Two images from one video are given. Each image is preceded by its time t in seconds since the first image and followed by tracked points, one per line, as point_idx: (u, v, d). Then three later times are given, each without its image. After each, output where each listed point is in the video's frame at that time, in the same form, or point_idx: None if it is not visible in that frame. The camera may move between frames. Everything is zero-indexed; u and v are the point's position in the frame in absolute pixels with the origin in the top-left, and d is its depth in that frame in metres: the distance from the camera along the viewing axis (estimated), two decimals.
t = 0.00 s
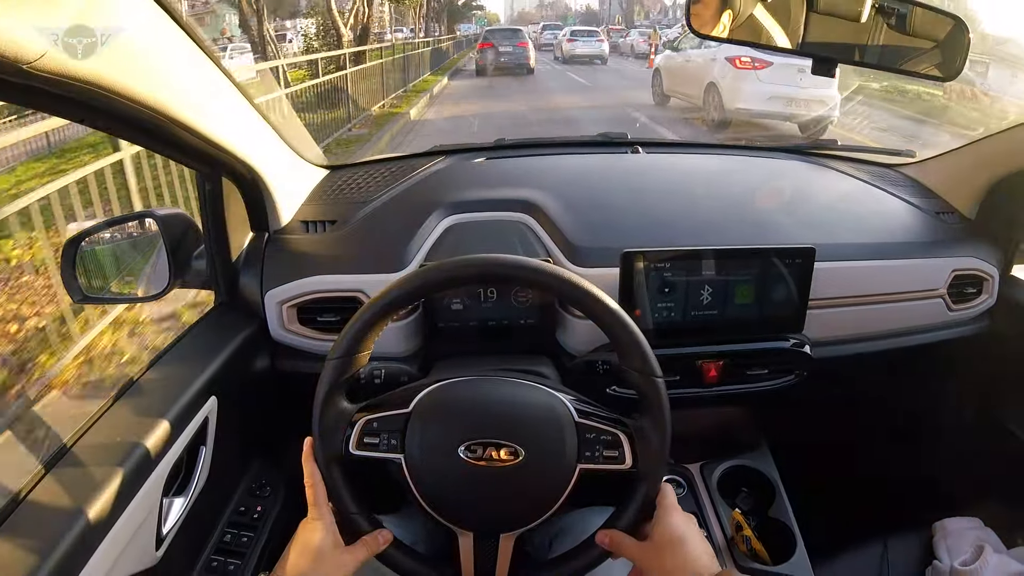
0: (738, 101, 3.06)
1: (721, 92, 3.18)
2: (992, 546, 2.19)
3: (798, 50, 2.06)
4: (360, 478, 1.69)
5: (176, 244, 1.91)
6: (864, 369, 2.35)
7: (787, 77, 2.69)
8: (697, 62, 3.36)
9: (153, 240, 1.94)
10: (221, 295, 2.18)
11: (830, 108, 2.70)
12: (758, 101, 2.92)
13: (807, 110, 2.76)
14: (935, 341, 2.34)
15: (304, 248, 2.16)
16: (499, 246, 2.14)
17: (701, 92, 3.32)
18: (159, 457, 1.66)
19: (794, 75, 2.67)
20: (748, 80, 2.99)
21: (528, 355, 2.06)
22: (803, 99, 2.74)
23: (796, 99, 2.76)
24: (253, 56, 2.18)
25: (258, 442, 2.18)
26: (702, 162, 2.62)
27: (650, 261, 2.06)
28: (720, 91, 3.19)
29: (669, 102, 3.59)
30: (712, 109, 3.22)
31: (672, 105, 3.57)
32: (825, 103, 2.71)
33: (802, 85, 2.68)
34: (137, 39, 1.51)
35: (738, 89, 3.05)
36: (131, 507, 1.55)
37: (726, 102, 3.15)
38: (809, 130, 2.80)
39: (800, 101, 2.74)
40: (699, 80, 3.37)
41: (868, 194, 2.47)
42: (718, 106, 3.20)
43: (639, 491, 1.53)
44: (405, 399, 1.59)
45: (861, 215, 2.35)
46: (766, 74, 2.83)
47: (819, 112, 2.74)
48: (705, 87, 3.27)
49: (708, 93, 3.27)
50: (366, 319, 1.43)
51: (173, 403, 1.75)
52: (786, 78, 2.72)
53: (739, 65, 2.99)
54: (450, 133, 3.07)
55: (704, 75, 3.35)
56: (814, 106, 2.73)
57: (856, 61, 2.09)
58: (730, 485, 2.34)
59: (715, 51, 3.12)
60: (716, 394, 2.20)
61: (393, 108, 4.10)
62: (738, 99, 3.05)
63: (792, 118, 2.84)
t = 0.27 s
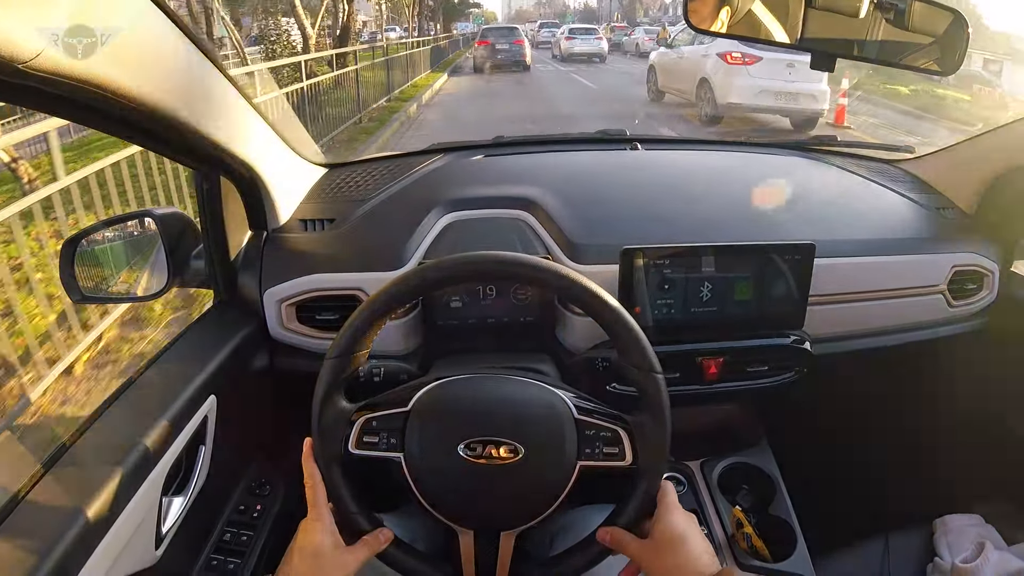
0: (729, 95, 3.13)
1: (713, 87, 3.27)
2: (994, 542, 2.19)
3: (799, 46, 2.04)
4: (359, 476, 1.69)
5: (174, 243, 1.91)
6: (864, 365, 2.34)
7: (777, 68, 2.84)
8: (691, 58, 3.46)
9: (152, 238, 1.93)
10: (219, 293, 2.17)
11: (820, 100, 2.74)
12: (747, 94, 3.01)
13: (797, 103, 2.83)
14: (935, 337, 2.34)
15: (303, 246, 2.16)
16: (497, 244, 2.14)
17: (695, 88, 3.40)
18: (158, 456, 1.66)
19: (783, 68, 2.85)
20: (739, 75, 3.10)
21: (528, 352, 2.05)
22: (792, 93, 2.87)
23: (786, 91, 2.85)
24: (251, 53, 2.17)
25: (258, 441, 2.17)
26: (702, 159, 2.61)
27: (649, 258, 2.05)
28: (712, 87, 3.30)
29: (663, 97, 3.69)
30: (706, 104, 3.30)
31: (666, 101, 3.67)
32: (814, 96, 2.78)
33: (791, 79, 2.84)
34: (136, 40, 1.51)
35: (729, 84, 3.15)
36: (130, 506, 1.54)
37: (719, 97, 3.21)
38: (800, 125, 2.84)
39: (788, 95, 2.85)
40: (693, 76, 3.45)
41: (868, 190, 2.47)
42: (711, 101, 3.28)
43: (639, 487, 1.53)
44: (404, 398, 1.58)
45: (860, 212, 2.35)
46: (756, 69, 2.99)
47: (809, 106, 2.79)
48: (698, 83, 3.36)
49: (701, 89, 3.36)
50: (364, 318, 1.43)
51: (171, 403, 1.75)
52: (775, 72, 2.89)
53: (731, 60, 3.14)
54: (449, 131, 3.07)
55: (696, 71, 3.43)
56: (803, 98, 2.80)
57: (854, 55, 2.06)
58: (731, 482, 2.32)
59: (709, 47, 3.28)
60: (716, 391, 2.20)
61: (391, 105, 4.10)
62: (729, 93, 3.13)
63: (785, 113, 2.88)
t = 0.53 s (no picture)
0: (726, 93, 3.18)
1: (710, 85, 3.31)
2: (992, 542, 2.20)
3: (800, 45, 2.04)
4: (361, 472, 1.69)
5: (175, 238, 1.90)
6: (863, 365, 2.35)
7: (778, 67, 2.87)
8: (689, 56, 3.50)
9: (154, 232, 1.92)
10: (220, 288, 2.17)
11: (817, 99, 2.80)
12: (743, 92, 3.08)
13: (792, 102, 2.88)
14: (935, 337, 2.34)
15: (305, 242, 2.16)
16: (498, 241, 2.14)
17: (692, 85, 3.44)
18: (158, 451, 1.66)
19: (781, 68, 2.89)
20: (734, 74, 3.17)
21: (529, 349, 2.05)
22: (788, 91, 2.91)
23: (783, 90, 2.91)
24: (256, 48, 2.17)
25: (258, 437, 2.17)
26: (703, 157, 2.61)
27: (649, 255, 2.05)
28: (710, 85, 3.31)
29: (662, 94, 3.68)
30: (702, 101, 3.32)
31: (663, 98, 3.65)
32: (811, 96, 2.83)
33: (788, 77, 2.88)
34: (138, 37, 1.50)
35: (725, 82, 3.22)
36: (130, 501, 1.54)
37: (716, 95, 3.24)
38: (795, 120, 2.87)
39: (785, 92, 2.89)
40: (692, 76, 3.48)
41: (869, 190, 2.47)
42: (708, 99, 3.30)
43: (639, 484, 1.53)
44: (404, 394, 1.58)
45: (861, 211, 2.35)
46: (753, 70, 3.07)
47: (806, 105, 2.84)
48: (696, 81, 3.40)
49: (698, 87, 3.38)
50: (365, 314, 1.43)
51: (172, 398, 1.75)
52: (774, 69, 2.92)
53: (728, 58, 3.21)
54: (450, 128, 3.08)
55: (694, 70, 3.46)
56: (800, 97, 2.85)
57: (855, 54, 2.06)
58: (731, 481, 2.34)
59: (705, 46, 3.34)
60: (716, 390, 2.20)
61: (392, 102, 4.10)
62: (726, 92, 3.18)
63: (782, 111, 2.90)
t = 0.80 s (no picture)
0: (727, 95, 3.22)
1: (711, 87, 3.36)
2: (989, 546, 2.21)
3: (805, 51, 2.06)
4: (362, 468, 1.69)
5: (179, 230, 1.91)
6: (863, 368, 2.36)
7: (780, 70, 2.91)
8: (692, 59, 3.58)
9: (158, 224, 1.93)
10: (223, 281, 2.17)
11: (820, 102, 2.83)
12: (745, 95, 3.13)
13: (795, 105, 2.93)
14: (935, 341, 2.35)
15: (309, 237, 2.17)
16: (502, 240, 2.15)
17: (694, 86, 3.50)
18: (160, 444, 1.66)
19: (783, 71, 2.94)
20: (737, 77, 3.25)
21: (530, 348, 2.05)
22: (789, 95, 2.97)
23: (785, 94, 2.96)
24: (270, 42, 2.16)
25: (257, 432, 2.17)
26: (706, 160, 2.62)
27: (652, 256, 2.06)
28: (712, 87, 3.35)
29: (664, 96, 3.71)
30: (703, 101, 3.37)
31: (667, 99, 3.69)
32: (813, 100, 2.86)
33: (789, 80, 2.95)
34: (142, 33, 1.48)
35: (727, 84, 3.28)
36: (132, 493, 1.54)
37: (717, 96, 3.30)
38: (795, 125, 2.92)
39: (785, 95, 2.96)
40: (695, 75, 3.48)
41: (871, 195, 2.48)
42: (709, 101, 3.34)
43: (641, 484, 1.54)
44: (406, 392, 1.58)
45: (863, 216, 2.36)
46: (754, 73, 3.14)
47: (807, 108, 2.89)
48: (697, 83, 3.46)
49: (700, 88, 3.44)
50: (369, 310, 1.43)
51: (174, 391, 1.75)
52: (774, 73, 2.99)
53: (731, 62, 3.28)
54: (454, 126, 3.08)
55: (696, 71, 3.51)
56: (802, 101, 2.90)
57: (860, 61, 2.07)
58: (730, 482, 2.36)
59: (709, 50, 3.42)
60: (717, 392, 2.21)
61: (396, 99, 4.10)
62: (727, 93, 3.23)
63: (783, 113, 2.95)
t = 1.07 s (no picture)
0: (726, 95, 3.18)
1: (710, 87, 3.28)
2: (993, 544, 2.20)
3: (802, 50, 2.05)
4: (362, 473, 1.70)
5: (179, 237, 1.92)
6: (864, 366, 2.35)
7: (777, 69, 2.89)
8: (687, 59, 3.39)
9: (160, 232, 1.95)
10: (224, 287, 2.18)
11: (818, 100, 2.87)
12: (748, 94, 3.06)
13: (794, 103, 2.94)
14: (936, 338, 2.35)
15: (309, 243, 2.18)
16: (501, 243, 2.15)
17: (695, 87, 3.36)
18: (162, 450, 1.67)
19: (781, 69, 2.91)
20: (739, 75, 3.12)
21: (530, 350, 2.06)
22: (789, 94, 2.95)
23: (782, 92, 2.96)
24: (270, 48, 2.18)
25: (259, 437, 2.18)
26: (705, 160, 2.62)
27: (651, 257, 2.06)
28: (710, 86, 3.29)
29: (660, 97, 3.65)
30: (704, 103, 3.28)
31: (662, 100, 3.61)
32: (812, 96, 2.89)
33: (789, 79, 2.90)
34: (141, 37, 1.49)
35: (727, 84, 3.20)
36: (134, 498, 1.55)
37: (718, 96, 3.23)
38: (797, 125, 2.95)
39: (786, 94, 2.92)
40: (689, 76, 3.42)
41: (870, 192, 2.48)
42: (709, 101, 3.27)
43: (641, 484, 1.55)
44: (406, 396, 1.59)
45: (862, 214, 2.36)
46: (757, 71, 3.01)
47: (807, 107, 2.92)
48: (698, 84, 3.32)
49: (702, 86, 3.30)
50: (367, 316, 1.43)
51: (175, 396, 1.76)
52: (773, 72, 2.92)
53: (729, 61, 3.15)
54: (452, 129, 3.09)
55: (693, 70, 3.39)
56: (801, 99, 2.91)
57: (857, 59, 2.07)
58: (731, 483, 2.34)
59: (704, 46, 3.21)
60: (718, 392, 2.21)
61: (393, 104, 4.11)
62: (727, 93, 3.17)
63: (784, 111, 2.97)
